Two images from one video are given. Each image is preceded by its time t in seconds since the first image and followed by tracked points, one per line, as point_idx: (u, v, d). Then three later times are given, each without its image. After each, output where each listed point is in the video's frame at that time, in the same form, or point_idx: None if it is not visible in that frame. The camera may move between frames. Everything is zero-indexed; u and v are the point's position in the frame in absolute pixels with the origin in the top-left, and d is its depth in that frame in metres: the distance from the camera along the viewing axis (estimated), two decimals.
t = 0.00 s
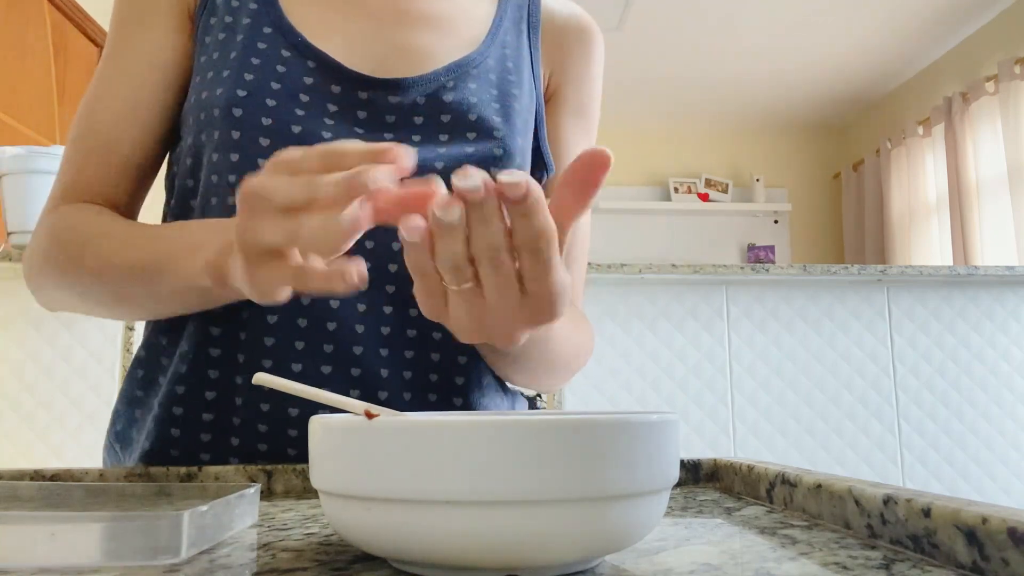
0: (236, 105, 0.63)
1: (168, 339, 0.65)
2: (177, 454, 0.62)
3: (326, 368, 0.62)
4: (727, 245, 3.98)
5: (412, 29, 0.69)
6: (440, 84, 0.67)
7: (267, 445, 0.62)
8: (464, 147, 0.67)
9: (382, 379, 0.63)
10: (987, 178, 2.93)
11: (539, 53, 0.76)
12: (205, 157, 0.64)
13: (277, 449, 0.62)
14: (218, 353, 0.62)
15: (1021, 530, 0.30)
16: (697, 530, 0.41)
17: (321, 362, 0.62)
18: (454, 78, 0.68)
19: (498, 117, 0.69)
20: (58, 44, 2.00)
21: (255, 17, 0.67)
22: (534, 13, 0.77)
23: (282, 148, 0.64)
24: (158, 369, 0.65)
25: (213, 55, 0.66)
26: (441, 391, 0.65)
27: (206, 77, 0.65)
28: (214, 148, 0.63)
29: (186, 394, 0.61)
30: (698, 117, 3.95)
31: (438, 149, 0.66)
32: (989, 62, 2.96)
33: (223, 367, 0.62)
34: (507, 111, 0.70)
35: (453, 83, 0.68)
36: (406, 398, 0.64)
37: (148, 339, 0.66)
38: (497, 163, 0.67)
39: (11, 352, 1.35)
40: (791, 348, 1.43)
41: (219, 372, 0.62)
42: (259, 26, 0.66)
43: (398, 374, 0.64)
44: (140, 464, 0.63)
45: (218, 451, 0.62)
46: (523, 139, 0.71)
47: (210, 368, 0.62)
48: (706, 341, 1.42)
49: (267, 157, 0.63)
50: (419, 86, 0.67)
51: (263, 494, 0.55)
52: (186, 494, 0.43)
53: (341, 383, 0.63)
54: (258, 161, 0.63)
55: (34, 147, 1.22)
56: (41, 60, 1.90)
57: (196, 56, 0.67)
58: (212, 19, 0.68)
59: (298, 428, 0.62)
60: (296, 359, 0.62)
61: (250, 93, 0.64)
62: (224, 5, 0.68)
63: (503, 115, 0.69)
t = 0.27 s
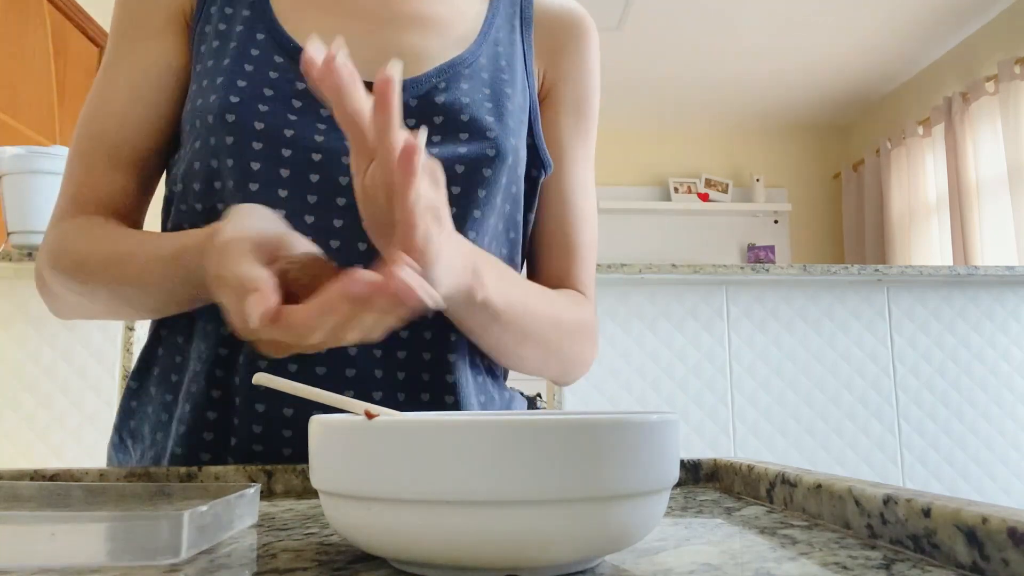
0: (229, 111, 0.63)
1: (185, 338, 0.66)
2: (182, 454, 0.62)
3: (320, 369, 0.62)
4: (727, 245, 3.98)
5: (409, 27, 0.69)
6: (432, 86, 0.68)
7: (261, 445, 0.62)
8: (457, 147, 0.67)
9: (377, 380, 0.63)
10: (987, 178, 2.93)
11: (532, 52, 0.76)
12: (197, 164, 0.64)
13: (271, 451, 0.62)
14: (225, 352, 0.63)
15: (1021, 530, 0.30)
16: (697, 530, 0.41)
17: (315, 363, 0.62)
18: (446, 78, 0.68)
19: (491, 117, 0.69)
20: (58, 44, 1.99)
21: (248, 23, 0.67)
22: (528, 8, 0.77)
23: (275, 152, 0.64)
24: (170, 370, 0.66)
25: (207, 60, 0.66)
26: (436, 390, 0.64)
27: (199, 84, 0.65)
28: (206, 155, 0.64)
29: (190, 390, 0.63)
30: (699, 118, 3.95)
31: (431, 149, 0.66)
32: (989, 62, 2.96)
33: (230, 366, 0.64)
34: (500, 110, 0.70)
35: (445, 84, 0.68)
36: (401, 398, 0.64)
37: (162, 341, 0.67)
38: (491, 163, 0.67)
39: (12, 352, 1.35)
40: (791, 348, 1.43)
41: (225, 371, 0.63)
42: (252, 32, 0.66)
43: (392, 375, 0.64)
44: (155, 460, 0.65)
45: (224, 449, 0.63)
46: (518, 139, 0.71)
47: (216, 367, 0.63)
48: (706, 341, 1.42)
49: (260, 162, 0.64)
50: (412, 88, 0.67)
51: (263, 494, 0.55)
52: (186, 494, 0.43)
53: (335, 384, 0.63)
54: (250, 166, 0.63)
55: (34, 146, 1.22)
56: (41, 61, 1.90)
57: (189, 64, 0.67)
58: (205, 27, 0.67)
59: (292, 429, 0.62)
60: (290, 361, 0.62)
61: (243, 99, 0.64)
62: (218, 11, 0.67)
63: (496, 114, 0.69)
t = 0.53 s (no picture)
0: (227, 120, 0.64)
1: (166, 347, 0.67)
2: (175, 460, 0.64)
3: (314, 374, 0.63)
4: (727, 245, 3.98)
5: (404, 36, 0.71)
6: (426, 91, 0.68)
7: (258, 450, 0.63)
8: (451, 150, 0.68)
9: (371, 383, 0.64)
10: (987, 177, 2.92)
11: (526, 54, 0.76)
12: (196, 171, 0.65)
13: (267, 455, 0.63)
14: (209, 362, 0.63)
15: (1021, 530, 0.30)
16: (697, 530, 0.41)
17: (310, 368, 0.63)
18: (439, 83, 0.69)
19: (485, 119, 0.70)
20: (58, 44, 2.00)
21: (247, 32, 0.67)
22: (522, 13, 0.77)
23: (271, 160, 0.64)
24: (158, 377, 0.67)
25: (208, 71, 0.67)
26: (433, 392, 0.65)
27: (201, 92, 0.66)
28: (204, 162, 0.64)
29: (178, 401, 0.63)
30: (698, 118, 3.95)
31: (426, 153, 0.67)
32: (989, 62, 2.96)
33: (216, 375, 0.63)
34: (493, 113, 0.71)
35: (439, 88, 0.69)
36: (397, 400, 0.64)
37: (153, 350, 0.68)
38: (485, 166, 0.68)
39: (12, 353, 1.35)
40: (791, 348, 1.43)
41: (211, 381, 0.63)
42: (250, 41, 0.67)
43: (389, 377, 0.64)
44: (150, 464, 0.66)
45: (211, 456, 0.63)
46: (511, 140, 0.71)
47: (201, 377, 0.63)
48: (706, 341, 1.42)
49: (258, 171, 0.64)
50: (405, 93, 0.67)
51: (263, 494, 0.55)
52: (186, 494, 0.43)
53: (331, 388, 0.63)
54: (248, 175, 0.64)
55: (33, 147, 1.22)
56: (41, 61, 1.90)
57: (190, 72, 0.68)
58: (206, 36, 0.69)
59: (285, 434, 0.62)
60: (284, 366, 0.63)
61: (241, 107, 0.64)
62: (219, 20, 0.68)
63: (490, 118, 0.70)
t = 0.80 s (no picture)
0: (236, 124, 0.63)
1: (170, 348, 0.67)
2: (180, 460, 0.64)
3: (323, 373, 0.64)
4: (727, 245, 3.98)
5: (402, 41, 0.71)
6: (430, 97, 0.68)
7: (259, 451, 0.62)
8: (456, 155, 0.68)
9: (378, 381, 0.65)
10: (987, 177, 2.92)
11: (526, 64, 0.78)
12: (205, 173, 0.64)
13: (269, 455, 0.63)
14: (214, 362, 0.63)
15: (1020, 530, 0.30)
16: (697, 530, 0.41)
17: (318, 368, 0.64)
18: (443, 89, 0.69)
19: (487, 124, 0.70)
20: (58, 44, 2.00)
21: (253, 38, 0.67)
22: (519, 21, 0.78)
23: (280, 163, 0.64)
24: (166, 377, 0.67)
25: (214, 74, 0.67)
26: (438, 391, 0.65)
27: (207, 96, 0.66)
28: (213, 165, 0.64)
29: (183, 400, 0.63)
30: (698, 118, 3.95)
31: (430, 157, 0.67)
32: (989, 62, 2.96)
33: (221, 375, 0.63)
34: (496, 118, 0.71)
35: (443, 94, 0.69)
36: (401, 399, 0.65)
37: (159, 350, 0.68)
38: (489, 170, 0.68)
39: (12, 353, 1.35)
40: (791, 348, 1.43)
41: (215, 380, 0.63)
42: (257, 46, 0.67)
43: (394, 375, 0.65)
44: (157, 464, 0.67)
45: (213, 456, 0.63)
46: (514, 145, 0.72)
47: (205, 376, 0.63)
48: (706, 341, 1.42)
49: (267, 174, 0.64)
50: (409, 100, 0.68)
51: (263, 494, 0.55)
52: (186, 494, 0.43)
53: (338, 387, 0.64)
54: (257, 178, 0.64)
55: (33, 146, 1.22)
56: (41, 61, 1.90)
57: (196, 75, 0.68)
58: (211, 40, 0.68)
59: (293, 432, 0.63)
60: (293, 365, 0.63)
61: (249, 111, 0.64)
62: (223, 25, 0.68)
63: (493, 123, 0.70)
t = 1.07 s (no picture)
0: (241, 125, 0.63)
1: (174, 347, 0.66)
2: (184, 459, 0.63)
3: (328, 372, 0.63)
4: (727, 245, 3.98)
5: (403, 43, 0.71)
6: (433, 100, 0.68)
7: (265, 450, 0.62)
8: (459, 157, 0.68)
9: (382, 381, 0.65)
10: (987, 177, 2.92)
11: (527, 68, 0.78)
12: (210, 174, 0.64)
13: (274, 454, 0.63)
14: (219, 361, 0.63)
15: (1020, 530, 0.30)
16: (697, 530, 0.41)
17: (323, 368, 0.64)
18: (446, 92, 0.69)
19: (489, 127, 0.70)
20: (58, 44, 2.00)
21: (258, 40, 0.67)
22: (519, 24, 0.78)
23: (285, 164, 0.64)
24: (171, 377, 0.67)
25: (218, 77, 0.66)
26: (440, 390, 0.66)
27: (211, 98, 0.66)
28: (218, 166, 0.63)
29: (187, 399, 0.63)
30: (699, 118, 3.95)
31: (434, 159, 0.67)
32: (989, 62, 2.97)
33: (226, 374, 0.63)
34: (498, 121, 0.71)
35: (445, 97, 0.69)
36: (403, 398, 0.65)
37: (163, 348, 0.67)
38: (491, 172, 0.68)
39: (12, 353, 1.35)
40: (792, 348, 1.43)
41: (220, 379, 0.63)
42: (261, 49, 0.67)
43: (397, 374, 0.65)
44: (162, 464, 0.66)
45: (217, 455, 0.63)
46: (515, 147, 0.72)
47: (210, 376, 0.62)
48: (706, 341, 1.42)
49: (272, 176, 0.64)
50: (412, 102, 0.68)
51: (263, 494, 0.55)
52: (185, 494, 0.44)
53: (343, 386, 0.64)
54: (262, 180, 0.63)
55: (33, 147, 1.22)
56: (41, 61, 1.90)
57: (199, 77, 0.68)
58: (215, 43, 0.68)
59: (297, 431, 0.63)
60: (298, 364, 0.63)
61: (254, 113, 0.64)
62: (228, 29, 0.68)
63: (495, 126, 0.71)
